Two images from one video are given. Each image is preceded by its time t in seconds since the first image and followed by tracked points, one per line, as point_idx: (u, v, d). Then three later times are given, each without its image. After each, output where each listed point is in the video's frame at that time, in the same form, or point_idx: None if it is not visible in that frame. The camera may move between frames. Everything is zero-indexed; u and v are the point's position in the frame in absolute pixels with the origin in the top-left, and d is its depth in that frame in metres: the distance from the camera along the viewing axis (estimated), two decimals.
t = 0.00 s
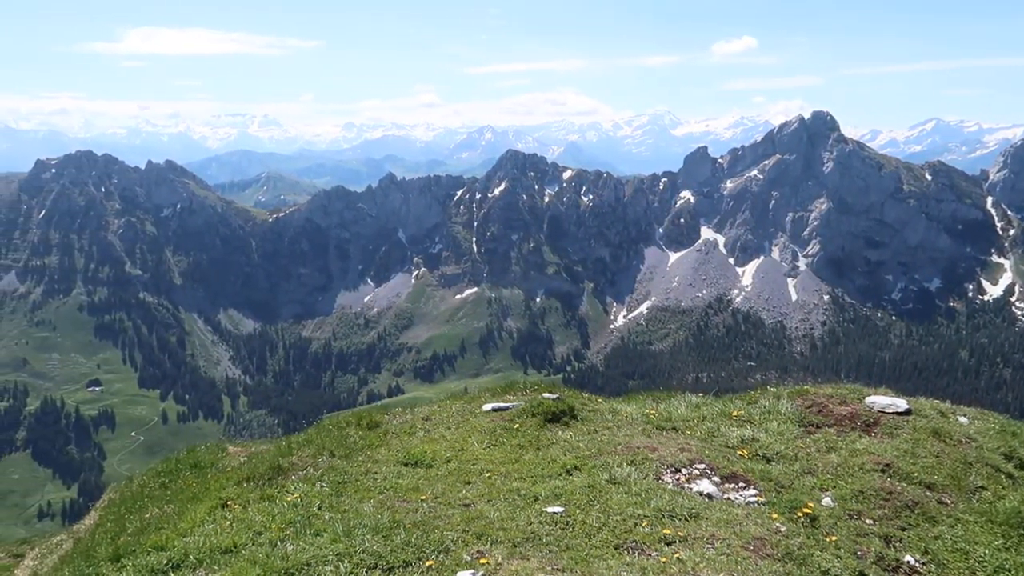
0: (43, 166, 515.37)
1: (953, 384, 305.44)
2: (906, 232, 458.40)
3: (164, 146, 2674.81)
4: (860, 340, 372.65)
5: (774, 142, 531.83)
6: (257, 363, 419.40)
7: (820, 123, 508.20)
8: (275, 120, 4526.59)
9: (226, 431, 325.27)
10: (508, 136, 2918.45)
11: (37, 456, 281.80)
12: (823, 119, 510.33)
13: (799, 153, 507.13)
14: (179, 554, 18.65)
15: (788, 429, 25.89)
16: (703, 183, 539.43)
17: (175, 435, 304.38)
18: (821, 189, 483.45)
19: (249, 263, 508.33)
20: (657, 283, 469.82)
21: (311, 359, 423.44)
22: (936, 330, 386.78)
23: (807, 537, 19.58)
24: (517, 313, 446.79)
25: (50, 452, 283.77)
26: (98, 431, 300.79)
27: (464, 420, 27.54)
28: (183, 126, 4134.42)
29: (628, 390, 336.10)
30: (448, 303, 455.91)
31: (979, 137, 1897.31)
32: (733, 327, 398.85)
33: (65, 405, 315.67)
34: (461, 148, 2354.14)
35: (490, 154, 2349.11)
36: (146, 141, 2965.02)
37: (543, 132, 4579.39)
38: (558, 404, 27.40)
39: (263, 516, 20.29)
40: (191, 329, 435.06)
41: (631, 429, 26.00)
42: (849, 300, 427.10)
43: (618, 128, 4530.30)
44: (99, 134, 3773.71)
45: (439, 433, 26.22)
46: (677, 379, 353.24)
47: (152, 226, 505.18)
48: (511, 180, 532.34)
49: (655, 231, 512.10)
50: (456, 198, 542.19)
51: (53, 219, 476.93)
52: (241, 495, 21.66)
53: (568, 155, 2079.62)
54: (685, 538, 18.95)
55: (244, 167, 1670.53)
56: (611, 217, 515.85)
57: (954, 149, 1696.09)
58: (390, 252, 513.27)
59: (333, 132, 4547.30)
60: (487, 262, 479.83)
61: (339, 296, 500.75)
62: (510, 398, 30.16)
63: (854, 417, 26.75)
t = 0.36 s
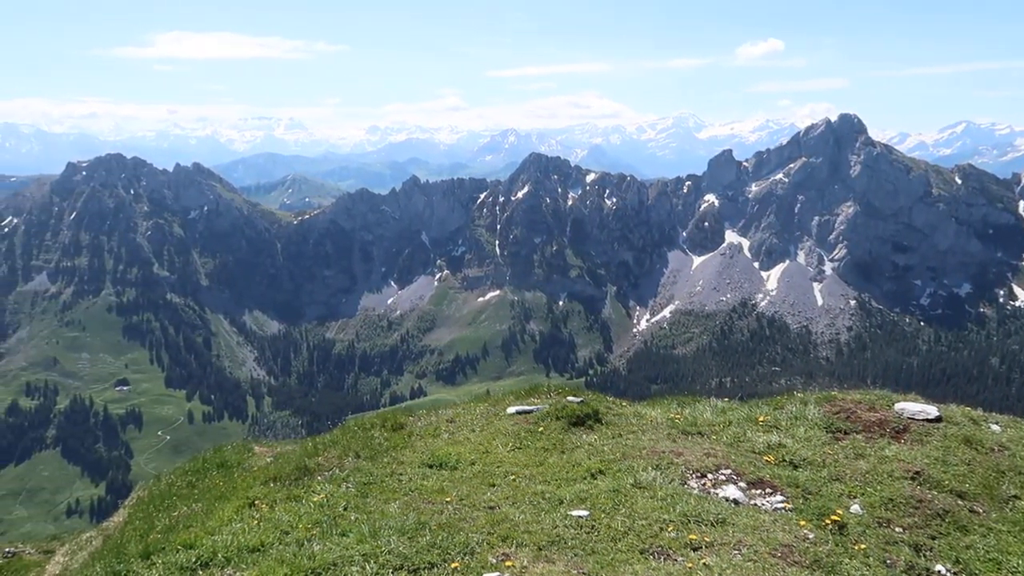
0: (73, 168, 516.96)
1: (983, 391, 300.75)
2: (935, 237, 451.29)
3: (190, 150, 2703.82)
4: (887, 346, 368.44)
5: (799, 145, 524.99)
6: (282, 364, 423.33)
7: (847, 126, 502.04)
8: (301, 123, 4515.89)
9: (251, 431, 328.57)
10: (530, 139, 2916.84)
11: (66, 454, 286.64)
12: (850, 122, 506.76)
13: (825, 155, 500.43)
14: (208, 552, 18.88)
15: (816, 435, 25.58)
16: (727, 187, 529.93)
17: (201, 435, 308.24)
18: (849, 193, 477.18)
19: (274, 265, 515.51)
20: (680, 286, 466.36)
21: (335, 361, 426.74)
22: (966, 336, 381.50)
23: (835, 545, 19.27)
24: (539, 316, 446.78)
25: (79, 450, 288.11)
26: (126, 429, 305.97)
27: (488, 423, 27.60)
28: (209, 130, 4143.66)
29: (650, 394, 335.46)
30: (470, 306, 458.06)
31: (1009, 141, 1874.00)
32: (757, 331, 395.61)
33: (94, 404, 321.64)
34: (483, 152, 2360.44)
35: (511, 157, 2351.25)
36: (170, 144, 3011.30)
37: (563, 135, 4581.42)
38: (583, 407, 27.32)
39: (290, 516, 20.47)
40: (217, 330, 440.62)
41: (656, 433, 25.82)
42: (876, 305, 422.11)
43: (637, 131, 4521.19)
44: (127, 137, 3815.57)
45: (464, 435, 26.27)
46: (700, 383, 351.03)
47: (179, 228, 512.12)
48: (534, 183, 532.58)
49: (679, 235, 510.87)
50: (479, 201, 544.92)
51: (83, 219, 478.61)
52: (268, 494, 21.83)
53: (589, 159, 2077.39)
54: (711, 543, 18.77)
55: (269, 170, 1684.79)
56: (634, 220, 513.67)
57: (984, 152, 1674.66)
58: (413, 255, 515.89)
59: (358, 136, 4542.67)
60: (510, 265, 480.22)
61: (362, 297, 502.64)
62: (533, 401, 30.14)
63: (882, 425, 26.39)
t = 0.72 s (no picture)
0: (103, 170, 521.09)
1: (1015, 396, 294.97)
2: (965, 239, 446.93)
3: (216, 152, 2736.08)
4: (916, 350, 363.53)
5: (827, 147, 520.74)
6: (306, 363, 427.46)
7: (875, 128, 493.91)
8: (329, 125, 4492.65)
9: (276, 430, 331.54)
10: (551, 140, 2909.82)
11: (95, 450, 291.61)
12: (877, 123, 498.59)
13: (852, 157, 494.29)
14: (237, 549, 19.19)
15: (843, 439, 25.31)
16: (752, 188, 530.39)
17: (226, 434, 312.07)
18: (876, 194, 471.29)
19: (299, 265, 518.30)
20: (705, 288, 466.31)
21: (359, 362, 430.18)
22: (997, 341, 375.58)
23: (865, 551, 18.89)
24: (562, 318, 447.16)
25: (108, 447, 292.76)
26: (153, 427, 310.88)
27: (512, 423, 27.68)
28: (236, 132, 4158.57)
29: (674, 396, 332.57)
30: (493, 307, 459.86)
31: None
32: (783, 334, 390.79)
33: (122, 402, 327.18)
34: (505, 153, 2359.87)
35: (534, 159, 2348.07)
36: (196, 146, 3051.63)
37: (583, 137, 4575.65)
38: (607, 410, 27.25)
39: (315, 514, 20.65)
40: (243, 330, 446.40)
41: (681, 437, 25.66)
42: (904, 308, 416.00)
43: (658, 133, 4507.86)
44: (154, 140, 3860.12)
45: (488, 437, 26.34)
46: (725, 386, 348.33)
47: (206, 228, 518.80)
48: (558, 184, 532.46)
49: (703, 237, 509.17)
50: (502, 203, 545.83)
51: (113, 219, 487.19)
52: (295, 493, 22.06)
53: (612, 160, 2068.21)
54: (737, 547, 18.58)
55: (294, 172, 1695.63)
56: (657, 222, 515.92)
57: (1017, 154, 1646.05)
58: (437, 256, 518.42)
59: (383, 137, 4531.86)
60: (533, 267, 480.82)
61: (386, 298, 508.19)
62: (557, 402, 30.16)
63: (913, 429, 25.96)
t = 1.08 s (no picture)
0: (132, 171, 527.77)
1: None
2: (997, 242, 438.13)
3: (241, 154, 2770.79)
4: (945, 354, 358.91)
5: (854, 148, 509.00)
6: (330, 363, 431.21)
7: (903, 128, 481.74)
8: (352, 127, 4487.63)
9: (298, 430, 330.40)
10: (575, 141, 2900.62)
11: (124, 447, 296.58)
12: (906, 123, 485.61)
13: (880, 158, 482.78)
14: (264, 547, 19.40)
15: (872, 444, 24.94)
16: (778, 190, 524.62)
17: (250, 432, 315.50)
18: (904, 197, 461.47)
19: (324, 266, 525.89)
20: (729, 290, 467.93)
21: (382, 363, 434.00)
22: None
23: (895, 558, 18.37)
24: (585, 320, 448.10)
25: (135, 445, 297.61)
26: (179, 425, 315.52)
27: (536, 425, 27.72)
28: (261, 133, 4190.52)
29: (698, 399, 330.86)
30: (516, 308, 462.05)
31: None
32: (809, 337, 389.26)
33: (149, 400, 332.44)
34: (527, 155, 2358.61)
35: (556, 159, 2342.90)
36: (222, 147, 3090.78)
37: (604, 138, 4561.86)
38: (632, 412, 27.14)
39: (341, 514, 20.82)
40: (268, 330, 451.47)
41: (707, 440, 25.51)
42: (933, 312, 410.94)
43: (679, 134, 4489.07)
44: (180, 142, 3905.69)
45: (512, 439, 26.35)
46: (749, 390, 346.01)
47: (233, 229, 523.58)
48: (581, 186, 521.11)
49: (728, 239, 509.98)
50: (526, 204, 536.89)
51: (141, 220, 489.99)
52: (321, 492, 22.30)
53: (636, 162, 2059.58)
54: (764, 552, 18.28)
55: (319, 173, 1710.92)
56: (681, 223, 513.52)
57: None
58: (459, 257, 520.36)
59: (406, 139, 4521.49)
60: (556, 268, 477.20)
61: (410, 298, 512.81)
62: (582, 405, 30.11)
63: (943, 435, 25.51)
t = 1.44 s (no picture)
0: (161, 172, 535.61)
1: None
2: None
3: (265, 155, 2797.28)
4: (976, 360, 353.52)
5: (883, 149, 500.93)
6: (353, 362, 434.31)
7: (934, 130, 473.47)
8: (374, 127, 4509.41)
9: (323, 429, 334.47)
10: (598, 141, 2891.06)
11: (151, 444, 302.13)
12: (936, 125, 476.78)
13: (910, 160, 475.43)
14: (292, 544, 19.58)
15: (902, 451, 24.56)
16: (805, 193, 519.53)
17: (275, 430, 318.86)
18: (935, 200, 454.14)
19: (348, 266, 527.07)
20: (755, 293, 465.93)
21: (405, 362, 436.79)
22: None
23: (926, 566, 18.00)
24: (608, 321, 448.30)
25: (162, 441, 302.96)
26: (205, 423, 320.50)
27: (561, 425, 27.70)
28: (284, 133, 4230.79)
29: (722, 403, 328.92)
30: (539, 309, 463.10)
31: None
32: (836, 341, 386.87)
33: (176, 397, 337.35)
34: (551, 156, 2353.47)
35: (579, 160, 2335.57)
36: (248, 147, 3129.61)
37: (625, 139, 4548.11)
38: (657, 414, 27.07)
39: (368, 512, 20.98)
40: (293, 328, 455.54)
41: (734, 444, 25.35)
42: (964, 317, 404.05)
43: (701, 135, 4461.44)
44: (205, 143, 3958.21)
45: (537, 439, 26.43)
46: (774, 393, 343.05)
47: (260, 229, 528.94)
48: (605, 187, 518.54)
49: (754, 242, 507.24)
50: (550, 205, 535.76)
51: (170, 220, 498.59)
52: (347, 490, 22.51)
53: (660, 163, 2047.37)
54: (794, 558, 17.95)
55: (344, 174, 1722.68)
56: (707, 225, 510.23)
57: None
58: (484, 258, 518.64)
59: (427, 139, 4533.94)
60: (580, 269, 478.12)
61: (433, 298, 512.94)
62: (607, 407, 30.03)
63: (976, 441, 25.01)
